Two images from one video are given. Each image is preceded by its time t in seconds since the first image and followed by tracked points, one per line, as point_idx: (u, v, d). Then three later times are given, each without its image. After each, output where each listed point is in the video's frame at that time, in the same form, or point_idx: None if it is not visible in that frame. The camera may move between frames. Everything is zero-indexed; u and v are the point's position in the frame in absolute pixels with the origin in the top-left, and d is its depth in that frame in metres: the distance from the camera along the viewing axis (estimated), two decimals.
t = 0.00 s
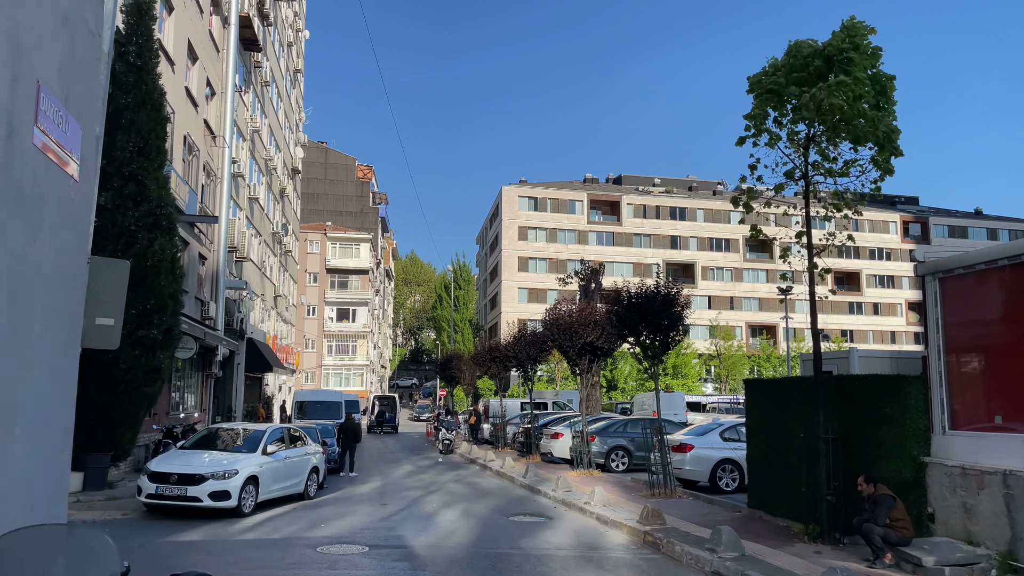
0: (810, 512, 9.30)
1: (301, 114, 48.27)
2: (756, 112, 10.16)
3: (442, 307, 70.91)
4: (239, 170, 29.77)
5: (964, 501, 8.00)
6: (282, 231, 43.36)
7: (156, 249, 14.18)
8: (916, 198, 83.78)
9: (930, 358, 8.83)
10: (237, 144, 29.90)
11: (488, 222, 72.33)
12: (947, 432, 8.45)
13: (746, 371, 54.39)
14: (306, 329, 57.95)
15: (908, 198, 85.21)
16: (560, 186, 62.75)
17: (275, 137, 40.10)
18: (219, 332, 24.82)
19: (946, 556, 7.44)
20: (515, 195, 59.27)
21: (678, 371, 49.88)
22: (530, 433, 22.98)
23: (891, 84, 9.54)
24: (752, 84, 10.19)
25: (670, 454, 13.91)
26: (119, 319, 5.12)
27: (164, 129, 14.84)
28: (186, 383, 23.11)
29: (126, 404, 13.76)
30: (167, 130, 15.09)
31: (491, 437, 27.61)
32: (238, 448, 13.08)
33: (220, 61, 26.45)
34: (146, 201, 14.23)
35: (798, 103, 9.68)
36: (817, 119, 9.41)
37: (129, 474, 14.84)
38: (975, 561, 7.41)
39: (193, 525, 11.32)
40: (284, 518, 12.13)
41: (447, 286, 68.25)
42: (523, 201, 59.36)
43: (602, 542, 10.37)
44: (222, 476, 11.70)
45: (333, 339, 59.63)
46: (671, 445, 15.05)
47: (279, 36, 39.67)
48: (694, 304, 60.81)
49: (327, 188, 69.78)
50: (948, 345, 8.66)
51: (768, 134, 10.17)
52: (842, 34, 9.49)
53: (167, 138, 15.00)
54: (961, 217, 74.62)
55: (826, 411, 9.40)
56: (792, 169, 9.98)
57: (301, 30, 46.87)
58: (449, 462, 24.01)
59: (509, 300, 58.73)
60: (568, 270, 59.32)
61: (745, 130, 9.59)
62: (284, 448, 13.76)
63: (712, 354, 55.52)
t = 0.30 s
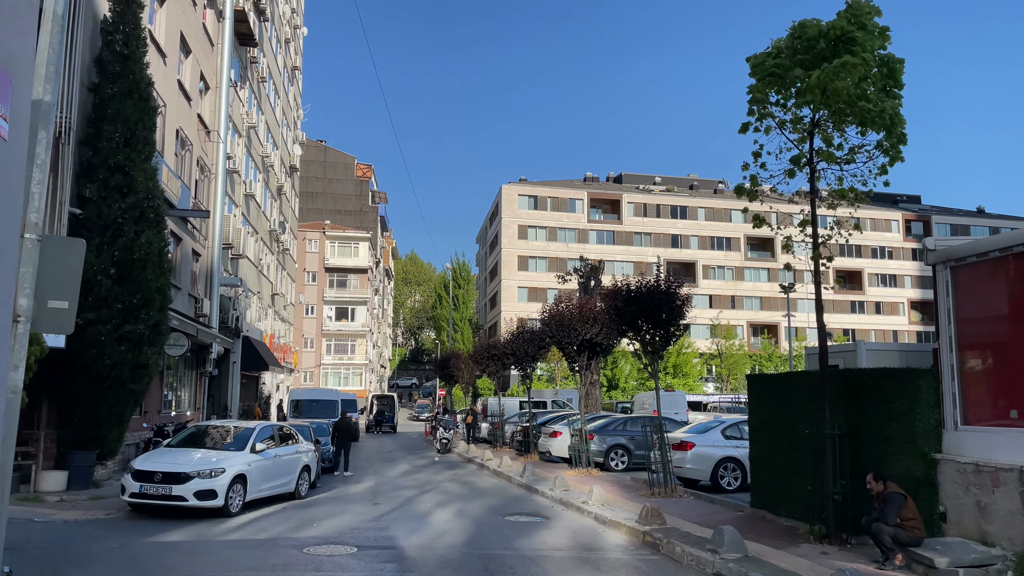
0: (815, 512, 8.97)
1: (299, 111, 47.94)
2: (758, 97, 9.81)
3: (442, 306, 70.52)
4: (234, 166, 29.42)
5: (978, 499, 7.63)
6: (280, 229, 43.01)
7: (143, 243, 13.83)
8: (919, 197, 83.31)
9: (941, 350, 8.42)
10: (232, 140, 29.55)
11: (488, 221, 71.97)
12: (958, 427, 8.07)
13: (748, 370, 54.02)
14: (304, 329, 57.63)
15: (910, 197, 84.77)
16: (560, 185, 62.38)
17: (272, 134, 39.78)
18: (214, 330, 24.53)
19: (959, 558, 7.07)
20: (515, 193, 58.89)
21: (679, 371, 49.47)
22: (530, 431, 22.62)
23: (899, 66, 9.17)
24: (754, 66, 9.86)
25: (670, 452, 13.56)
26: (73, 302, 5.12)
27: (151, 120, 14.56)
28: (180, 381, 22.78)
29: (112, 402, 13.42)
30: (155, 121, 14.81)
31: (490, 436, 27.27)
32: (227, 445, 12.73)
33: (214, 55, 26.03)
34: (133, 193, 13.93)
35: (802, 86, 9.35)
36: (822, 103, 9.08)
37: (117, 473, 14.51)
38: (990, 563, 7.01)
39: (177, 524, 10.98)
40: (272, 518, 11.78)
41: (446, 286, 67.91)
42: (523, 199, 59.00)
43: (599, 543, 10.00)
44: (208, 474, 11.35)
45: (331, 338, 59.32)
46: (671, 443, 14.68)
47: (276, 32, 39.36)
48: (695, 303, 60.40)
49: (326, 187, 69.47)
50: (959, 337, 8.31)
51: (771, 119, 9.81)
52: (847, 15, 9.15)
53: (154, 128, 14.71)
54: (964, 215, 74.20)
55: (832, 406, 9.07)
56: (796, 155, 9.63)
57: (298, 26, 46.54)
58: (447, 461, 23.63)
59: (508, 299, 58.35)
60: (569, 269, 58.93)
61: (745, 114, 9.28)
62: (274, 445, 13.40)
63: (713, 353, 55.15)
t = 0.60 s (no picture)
0: (823, 517, 8.64)
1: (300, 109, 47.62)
2: (763, 87, 9.46)
3: (444, 306, 70.16)
4: (232, 164, 29.10)
5: (994, 504, 7.30)
6: (280, 228, 42.68)
7: (132, 239, 13.52)
8: (924, 195, 82.73)
9: (955, 349, 8.05)
10: (230, 137, 29.24)
11: (490, 220, 71.56)
12: (972, 429, 7.72)
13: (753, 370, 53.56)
14: (306, 328, 57.36)
15: (916, 196, 84.15)
16: (563, 183, 61.97)
17: (271, 133, 39.46)
18: (211, 329, 24.25)
19: (975, 567, 6.74)
20: (517, 191, 58.50)
21: (682, 370, 49.00)
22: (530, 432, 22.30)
23: (908, 54, 8.84)
24: (757, 55, 9.50)
25: (672, 454, 13.21)
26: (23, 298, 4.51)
27: (141, 115, 14.31)
28: (175, 380, 22.50)
29: (101, 402, 13.13)
30: (145, 116, 14.57)
31: (490, 437, 26.94)
32: (218, 446, 12.41)
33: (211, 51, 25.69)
34: (121, 188, 13.67)
35: (809, 74, 9.00)
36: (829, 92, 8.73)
37: (107, 474, 14.21)
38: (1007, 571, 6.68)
39: (164, 528, 10.66)
40: (263, 522, 11.47)
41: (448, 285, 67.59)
42: (525, 198, 58.59)
43: (598, 548, 9.67)
44: (196, 477, 11.03)
45: (333, 338, 59.03)
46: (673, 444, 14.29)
47: (276, 29, 39.02)
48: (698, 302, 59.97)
49: (328, 186, 69.18)
50: (974, 335, 7.96)
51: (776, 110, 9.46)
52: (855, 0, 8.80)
53: (145, 124, 14.46)
54: (969, 213, 73.65)
55: (840, 406, 8.73)
56: (803, 146, 9.27)
57: (298, 24, 46.21)
58: (446, 462, 23.29)
59: (510, 299, 57.97)
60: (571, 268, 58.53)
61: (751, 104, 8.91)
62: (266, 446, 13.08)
63: (717, 353, 54.73)
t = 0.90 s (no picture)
0: (838, 507, 8.31)
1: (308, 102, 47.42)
2: (775, 62, 9.11)
3: (454, 299, 69.98)
4: (239, 155, 28.91)
5: (1018, 493, 6.96)
6: (289, 221, 42.57)
7: (131, 226, 13.32)
8: (940, 186, 81.69)
9: (976, 332, 7.66)
10: (236, 128, 29.07)
11: (500, 213, 71.24)
12: (995, 414, 7.37)
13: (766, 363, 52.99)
14: (316, 322, 57.29)
15: (932, 186, 83.08)
16: (573, 176, 61.52)
17: (280, 125, 39.31)
18: (218, 321, 24.11)
19: (998, 558, 6.41)
20: (527, 184, 58.16)
21: (694, 363, 48.35)
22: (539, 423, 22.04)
23: (927, 24, 8.46)
24: (767, 29, 9.15)
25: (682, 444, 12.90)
26: None
27: (141, 100, 14.11)
28: (181, 372, 22.37)
29: (100, 391, 12.94)
30: (145, 102, 14.36)
31: (499, 429, 26.70)
32: (219, 436, 12.21)
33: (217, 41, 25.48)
34: (120, 174, 13.46)
35: (822, 46, 8.64)
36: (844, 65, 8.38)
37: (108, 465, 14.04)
38: None
39: (161, 519, 10.45)
40: (263, 512, 11.24)
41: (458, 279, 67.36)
42: (535, 191, 58.21)
43: (604, 539, 9.36)
44: (195, 467, 10.82)
45: (343, 331, 58.95)
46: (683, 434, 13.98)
47: (283, 21, 38.81)
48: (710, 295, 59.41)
49: (338, 180, 69.03)
50: (997, 317, 7.60)
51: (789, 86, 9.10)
52: None
53: (144, 109, 14.26)
54: (986, 205, 72.62)
55: (855, 392, 8.38)
56: (818, 122, 8.92)
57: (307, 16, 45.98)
58: (454, 454, 23.04)
59: (521, 292, 57.63)
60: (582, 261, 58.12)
61: (761, 79, 8.57)
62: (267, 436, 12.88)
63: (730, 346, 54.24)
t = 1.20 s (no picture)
0: (865, 506, 7.89)
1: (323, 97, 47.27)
2: (797, 39, 8.68)
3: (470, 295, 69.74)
4: (251, 149, 28.74)
5: None
6: (303, 216, 42.46)
7: (136, 218, 13.12)
8: (963, 179, 80.30)
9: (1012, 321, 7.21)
10: (249, 122, 28.91)
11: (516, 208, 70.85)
12: None
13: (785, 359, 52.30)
14: (332, 318, 57.23)
15: (955, 179, 81.69)
16: (589, 170, 61.01)
17: (293, 119, 39.20)
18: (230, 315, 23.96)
19: None
20: (542, 179, 57.76)
21: (712, 359, 47.74)
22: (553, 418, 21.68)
23: None
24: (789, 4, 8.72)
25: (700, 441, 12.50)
26: None
27: (147, 90, 13.87)
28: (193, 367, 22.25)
29: (106, 385, 12.75)
30: (151, 92, 14.13)
31: (513, 424, 26.35)
32: (225, 431, 11.98)
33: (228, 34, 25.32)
34: (125, 166, 13.23)
35: (847, 21, 8.20)
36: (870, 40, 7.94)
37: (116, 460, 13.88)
38: None
39: (164, 516, 10.22)
40: (268, 510, 10.99)
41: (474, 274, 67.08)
42: (551, 185, 57.78)
43: (618, 538, 9.00)
44: (199, 462, 10.58)
45: (359, 327, 58.86)
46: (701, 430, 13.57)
47: (297, 15, 38.61)
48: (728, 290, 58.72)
49: (353, 175, 68.96)
50: None
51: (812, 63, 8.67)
52: None
53: (151, 99, 14.03)
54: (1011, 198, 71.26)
55: (883, 385, 7.94)
56: (843, 100, 8.47)
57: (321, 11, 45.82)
58: (467, 449, 22.74)
59: (537, 288, 57.25)
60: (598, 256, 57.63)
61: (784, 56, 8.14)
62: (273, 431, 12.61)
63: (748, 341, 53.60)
